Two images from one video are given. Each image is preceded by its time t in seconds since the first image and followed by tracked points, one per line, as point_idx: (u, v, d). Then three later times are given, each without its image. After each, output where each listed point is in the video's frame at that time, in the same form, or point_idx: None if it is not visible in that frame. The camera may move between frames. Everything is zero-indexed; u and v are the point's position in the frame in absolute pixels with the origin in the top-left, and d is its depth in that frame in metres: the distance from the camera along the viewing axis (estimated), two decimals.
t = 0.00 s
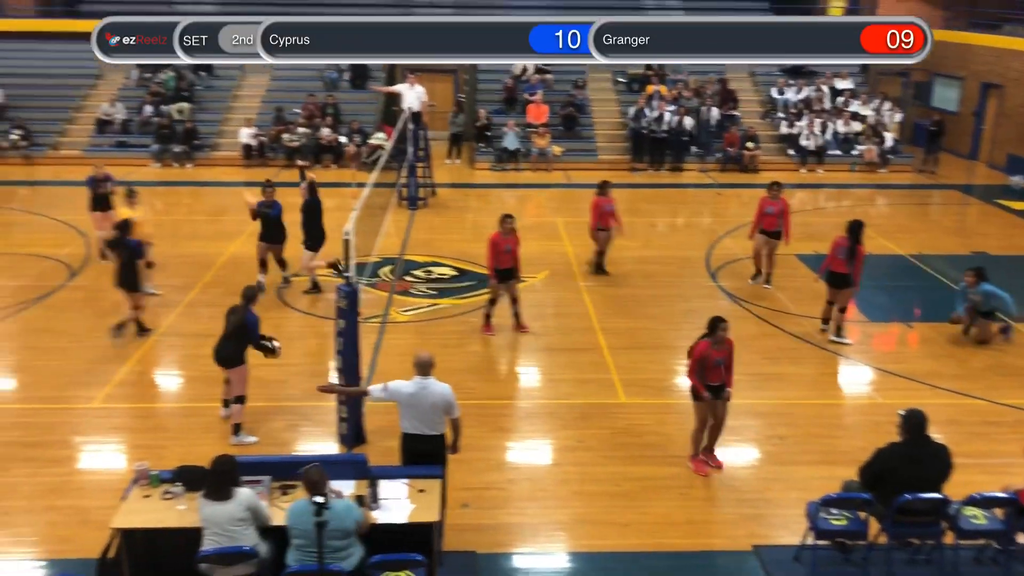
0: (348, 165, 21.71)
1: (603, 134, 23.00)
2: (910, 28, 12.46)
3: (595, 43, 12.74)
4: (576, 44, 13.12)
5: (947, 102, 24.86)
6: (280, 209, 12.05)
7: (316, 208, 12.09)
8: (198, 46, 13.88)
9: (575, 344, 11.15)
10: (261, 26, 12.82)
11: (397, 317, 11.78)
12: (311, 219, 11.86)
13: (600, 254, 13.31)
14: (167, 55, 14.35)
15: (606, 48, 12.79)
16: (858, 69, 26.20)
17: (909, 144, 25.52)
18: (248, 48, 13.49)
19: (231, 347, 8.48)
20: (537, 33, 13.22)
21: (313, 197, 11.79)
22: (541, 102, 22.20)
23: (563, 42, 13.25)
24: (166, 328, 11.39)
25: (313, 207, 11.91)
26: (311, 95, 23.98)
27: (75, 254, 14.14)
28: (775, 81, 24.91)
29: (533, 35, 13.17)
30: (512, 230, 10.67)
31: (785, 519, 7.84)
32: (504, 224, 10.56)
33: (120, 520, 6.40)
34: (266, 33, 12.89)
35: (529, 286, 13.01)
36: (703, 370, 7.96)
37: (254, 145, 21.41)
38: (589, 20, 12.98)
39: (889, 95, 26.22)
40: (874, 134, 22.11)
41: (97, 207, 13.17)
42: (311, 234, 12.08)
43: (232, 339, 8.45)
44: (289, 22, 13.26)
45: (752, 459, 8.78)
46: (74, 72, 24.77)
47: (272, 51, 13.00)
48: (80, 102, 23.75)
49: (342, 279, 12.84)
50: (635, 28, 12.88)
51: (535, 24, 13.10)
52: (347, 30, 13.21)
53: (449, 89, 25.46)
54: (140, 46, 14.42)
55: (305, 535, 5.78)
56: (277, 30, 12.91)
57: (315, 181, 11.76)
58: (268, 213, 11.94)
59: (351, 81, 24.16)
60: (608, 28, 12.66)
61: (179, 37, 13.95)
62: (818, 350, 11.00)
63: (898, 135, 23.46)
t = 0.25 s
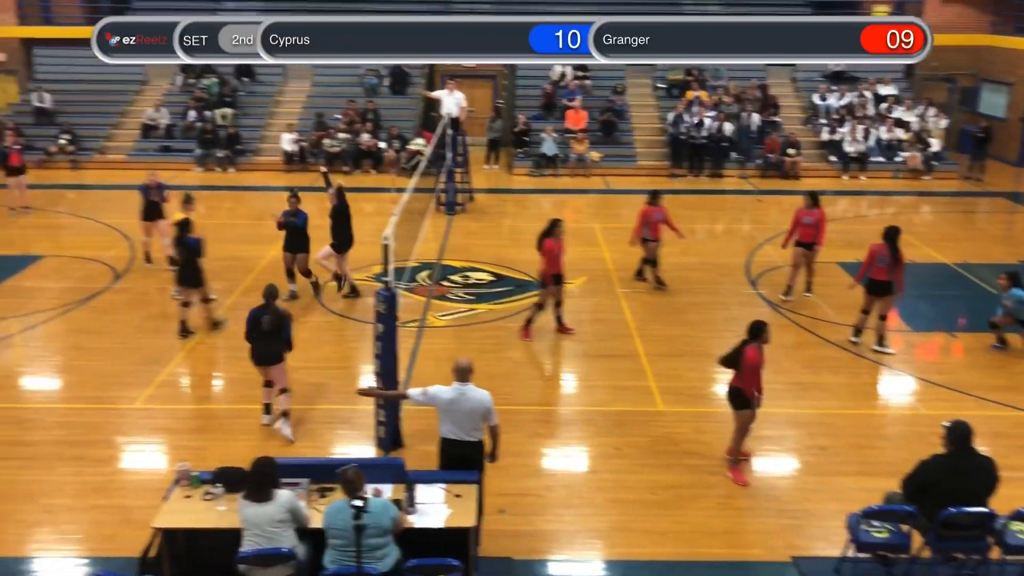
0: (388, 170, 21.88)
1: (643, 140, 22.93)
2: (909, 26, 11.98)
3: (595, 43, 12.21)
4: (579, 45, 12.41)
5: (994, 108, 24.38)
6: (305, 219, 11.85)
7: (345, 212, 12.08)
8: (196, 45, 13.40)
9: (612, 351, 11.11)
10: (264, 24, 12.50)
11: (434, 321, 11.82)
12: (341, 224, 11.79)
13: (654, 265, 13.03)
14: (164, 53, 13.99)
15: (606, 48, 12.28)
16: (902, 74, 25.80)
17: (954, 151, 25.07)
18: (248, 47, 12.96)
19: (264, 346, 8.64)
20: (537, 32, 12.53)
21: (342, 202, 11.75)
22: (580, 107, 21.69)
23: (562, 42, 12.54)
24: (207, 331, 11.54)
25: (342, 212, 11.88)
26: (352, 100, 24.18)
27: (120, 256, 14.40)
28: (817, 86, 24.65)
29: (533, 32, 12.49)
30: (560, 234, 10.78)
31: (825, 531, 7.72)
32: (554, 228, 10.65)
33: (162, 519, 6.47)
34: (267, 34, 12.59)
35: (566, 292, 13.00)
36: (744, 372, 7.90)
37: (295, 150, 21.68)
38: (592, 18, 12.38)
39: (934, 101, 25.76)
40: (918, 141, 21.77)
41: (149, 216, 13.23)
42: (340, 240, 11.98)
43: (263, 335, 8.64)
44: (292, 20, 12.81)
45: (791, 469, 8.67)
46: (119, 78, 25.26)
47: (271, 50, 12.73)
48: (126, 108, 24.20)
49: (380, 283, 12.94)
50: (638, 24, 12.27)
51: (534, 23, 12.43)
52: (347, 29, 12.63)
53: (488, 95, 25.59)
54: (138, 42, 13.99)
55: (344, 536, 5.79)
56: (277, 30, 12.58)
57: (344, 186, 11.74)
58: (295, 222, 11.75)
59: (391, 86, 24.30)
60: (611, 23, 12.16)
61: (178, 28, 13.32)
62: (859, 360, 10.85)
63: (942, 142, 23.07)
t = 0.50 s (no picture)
0: (426, 176, 22.05)
1: (681, 147, 22.88)
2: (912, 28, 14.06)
3: (595, 43, 13.94)
4: (579, 44, 14.33)
5: None
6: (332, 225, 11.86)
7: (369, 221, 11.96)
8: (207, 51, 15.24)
9: (649, 358, 11.08)
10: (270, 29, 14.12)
11: (471, 326, 11.87)
12: (365, 233, 11.65)
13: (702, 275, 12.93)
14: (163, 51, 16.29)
15: (605, 50, 14.03)
16: (948, 80, 25.42)
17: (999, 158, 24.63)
18: (247, 49, 14.57)
19: (300, 323, 9.27)
20: (537, 34, 14.78)
21: (368, 212, 11.71)
22: (617, 114, 22.07)
23: (561, 42, 14.60)
24: (246, 334, 11.69)
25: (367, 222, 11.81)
26: (391, 107, 24.37)
27: (163, 259, 14.66)
28: (858, 92, 24.39)
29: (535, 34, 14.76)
30: (610, 239, 11.04)
31: (865, 542, 7.61)
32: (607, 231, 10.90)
33: (203, 519, 6.56)
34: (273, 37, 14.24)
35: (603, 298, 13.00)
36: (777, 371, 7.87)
37: (335, 155, 22.00)
38: (588, 22, 14.17)
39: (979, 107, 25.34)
40: (962, 147, 21.45)
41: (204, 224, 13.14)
42: (365, 250, 11.88)
43: (308, 317, 9.30)
44: (291, 22, 14.45)
45: (830, 479, 8.57)
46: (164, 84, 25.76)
47: (270, 51, 14.42)
48: (170, 114, 24.63)
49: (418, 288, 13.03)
50: (636, 28, 14.22)
51: (533, 26, 14.68)
52: (345, 31, 14.24)
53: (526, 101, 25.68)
54: (138, 42, 16.44)
55: (381, 536, 5.81)
56: (277, 31, 14.18)
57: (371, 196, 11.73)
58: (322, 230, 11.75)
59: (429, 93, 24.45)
60: (610, 27, 13.91)
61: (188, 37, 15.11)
62: (900, 369, 10.71)
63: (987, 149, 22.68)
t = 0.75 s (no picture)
0: (456, 180, 22.09)
1: (713, 152, 22.71)
2: (910, 26, 12.62)
3: (595, 44, 12.39)
4: (578, 47, 12.64)
5: None
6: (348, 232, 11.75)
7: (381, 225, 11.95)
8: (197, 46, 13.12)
9: (679, 365, 10.98)
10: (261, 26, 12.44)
11: (500, 331, 11.85)
12: (379, 237, 11.65)
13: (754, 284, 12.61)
14: (163, 51, 13.77)
15: (606, 51, 12.51)
16: (987, 83, 24.95)
17: None
18: (246, 49, 12.66)
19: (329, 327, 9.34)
20: (535, 35, 12.65)
21: (384, 216, 11.69)
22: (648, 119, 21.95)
23: (562, 42, 12.69)
24: (275, 337, 11.75)
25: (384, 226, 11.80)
26: (421, 111, 24.42)
27: (195, 262, 14.81)
28: (894, 97, 24.05)
29: (531, 36, 12.63)
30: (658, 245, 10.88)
31: (901, 553, 7.45)
32: (654, 238, 10.83)
33: (232, 521, 6.56)
34: (266, 35, 12.58)
35: (633, 304, 12.92)
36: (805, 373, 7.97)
37: (366, 160, 22.06)
38: (590, 20, 12.55)
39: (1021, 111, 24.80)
40: (1001, 153, 21.04)
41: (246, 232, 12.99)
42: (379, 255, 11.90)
43: (331, 322, 9.32)
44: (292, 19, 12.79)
45: (863, 489, 8.41)
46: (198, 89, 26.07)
47: (271, 52, 12.64)
48: (203, 118, 24.85)
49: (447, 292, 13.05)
50: (636, 26, 12.63)
51: (533, 24, 12.54)
52: (347, 29, 12.54)
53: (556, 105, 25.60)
54: (136, 41, 13.92)
55: (410, 540, 5.77)
56: (277, 30, 12.53)
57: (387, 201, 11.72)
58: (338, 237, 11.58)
59: (460, 98, 24.43)
60: (608, 26, 12.43)
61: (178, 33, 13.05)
62: (936, 379, 10.54)
63: None
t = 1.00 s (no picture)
0: (475, 183, 22.16)
1: (732, 156, 22.65)
2: (908, 21, 8.38)
3: (595, 43, 8.41)
4: (579, 48, 8.45)
5: None
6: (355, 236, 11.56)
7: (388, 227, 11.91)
8: (197, 47, 9.26)
9: (697, 370, 10.95)
10: (259, 21, 8.73)
11: (518, 334, 11.86)
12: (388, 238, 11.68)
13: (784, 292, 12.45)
14: (165, 55, 9.34)
15: (606, 52, 8.46)
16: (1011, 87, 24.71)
17: None
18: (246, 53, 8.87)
19: (343, 310, 10.04)
20: (535, 32, 8.42)
21: (389, 217, 11.65)
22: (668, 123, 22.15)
23: (564, 43, 8.43)
24: (294, 339, 11.81)
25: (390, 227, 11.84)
26: (440, 114, 24.47)
27: (216, 263, 14.91)
28: (916, 101, 23.87)
29: (528, 35, 8.40)
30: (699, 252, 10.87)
31: (920, 561, 7.37)
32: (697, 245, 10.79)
33: (251, 521, 6.58)
34: (266, 34, 8.88)
35: (651, 308, 12.90)
36: (826, 375, 8.04)
37: (385, 163, 22.15)
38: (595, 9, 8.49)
39: None
40: None
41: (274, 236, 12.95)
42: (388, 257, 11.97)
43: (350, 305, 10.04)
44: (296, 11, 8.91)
45: (882, 495, 8.34)
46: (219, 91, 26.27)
47: (269, 53, 8.84)
48: (224, 120, 25.02)
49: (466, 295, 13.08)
50: (636, 21, 8.42)
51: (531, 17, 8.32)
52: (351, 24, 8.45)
53: (575, 109, 25.71)
54: (133, 40, 9.40)
55: (428, 542, 5.79)
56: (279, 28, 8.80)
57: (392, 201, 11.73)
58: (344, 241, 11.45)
59: (479, 100, 24.46)
60: (608, 22, 8.40)
61: (174, 32, 9.22)
62: (957, 385, 10.45)
63: None
